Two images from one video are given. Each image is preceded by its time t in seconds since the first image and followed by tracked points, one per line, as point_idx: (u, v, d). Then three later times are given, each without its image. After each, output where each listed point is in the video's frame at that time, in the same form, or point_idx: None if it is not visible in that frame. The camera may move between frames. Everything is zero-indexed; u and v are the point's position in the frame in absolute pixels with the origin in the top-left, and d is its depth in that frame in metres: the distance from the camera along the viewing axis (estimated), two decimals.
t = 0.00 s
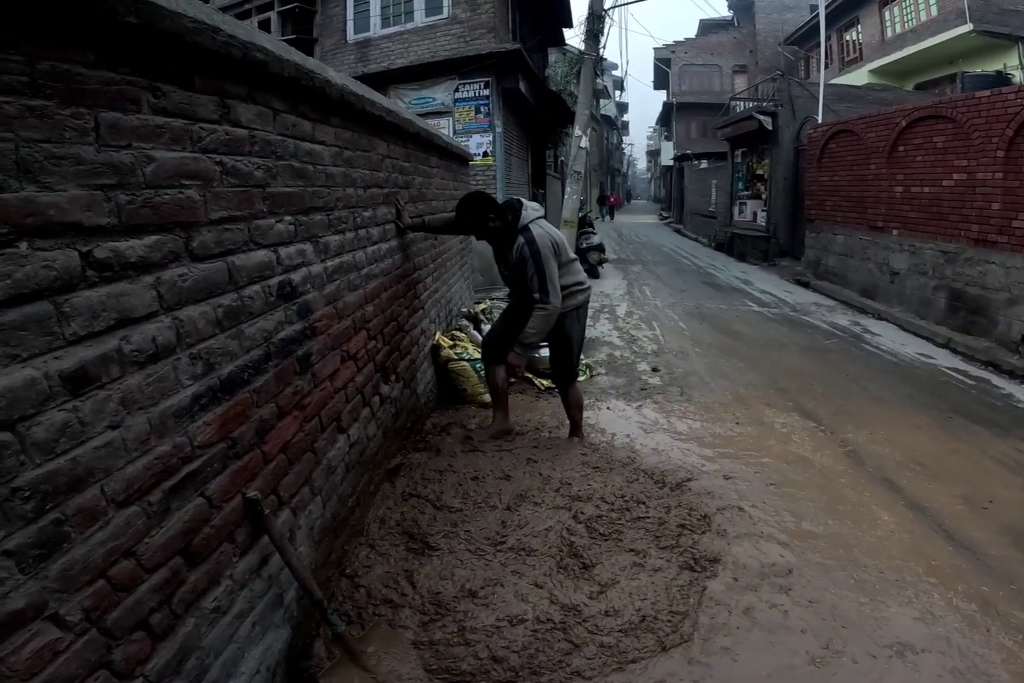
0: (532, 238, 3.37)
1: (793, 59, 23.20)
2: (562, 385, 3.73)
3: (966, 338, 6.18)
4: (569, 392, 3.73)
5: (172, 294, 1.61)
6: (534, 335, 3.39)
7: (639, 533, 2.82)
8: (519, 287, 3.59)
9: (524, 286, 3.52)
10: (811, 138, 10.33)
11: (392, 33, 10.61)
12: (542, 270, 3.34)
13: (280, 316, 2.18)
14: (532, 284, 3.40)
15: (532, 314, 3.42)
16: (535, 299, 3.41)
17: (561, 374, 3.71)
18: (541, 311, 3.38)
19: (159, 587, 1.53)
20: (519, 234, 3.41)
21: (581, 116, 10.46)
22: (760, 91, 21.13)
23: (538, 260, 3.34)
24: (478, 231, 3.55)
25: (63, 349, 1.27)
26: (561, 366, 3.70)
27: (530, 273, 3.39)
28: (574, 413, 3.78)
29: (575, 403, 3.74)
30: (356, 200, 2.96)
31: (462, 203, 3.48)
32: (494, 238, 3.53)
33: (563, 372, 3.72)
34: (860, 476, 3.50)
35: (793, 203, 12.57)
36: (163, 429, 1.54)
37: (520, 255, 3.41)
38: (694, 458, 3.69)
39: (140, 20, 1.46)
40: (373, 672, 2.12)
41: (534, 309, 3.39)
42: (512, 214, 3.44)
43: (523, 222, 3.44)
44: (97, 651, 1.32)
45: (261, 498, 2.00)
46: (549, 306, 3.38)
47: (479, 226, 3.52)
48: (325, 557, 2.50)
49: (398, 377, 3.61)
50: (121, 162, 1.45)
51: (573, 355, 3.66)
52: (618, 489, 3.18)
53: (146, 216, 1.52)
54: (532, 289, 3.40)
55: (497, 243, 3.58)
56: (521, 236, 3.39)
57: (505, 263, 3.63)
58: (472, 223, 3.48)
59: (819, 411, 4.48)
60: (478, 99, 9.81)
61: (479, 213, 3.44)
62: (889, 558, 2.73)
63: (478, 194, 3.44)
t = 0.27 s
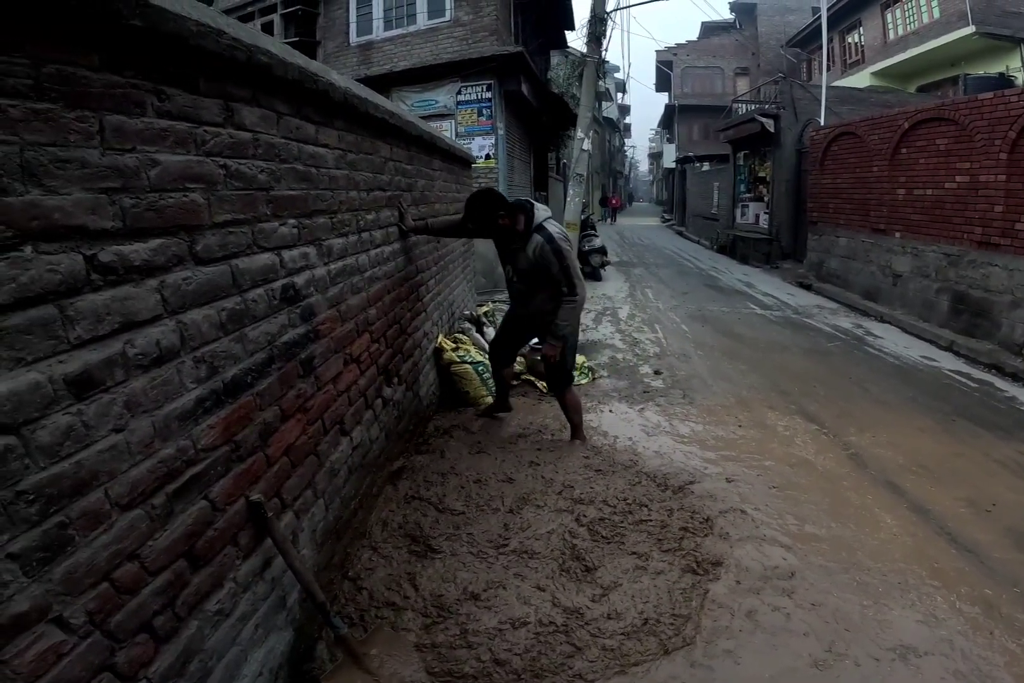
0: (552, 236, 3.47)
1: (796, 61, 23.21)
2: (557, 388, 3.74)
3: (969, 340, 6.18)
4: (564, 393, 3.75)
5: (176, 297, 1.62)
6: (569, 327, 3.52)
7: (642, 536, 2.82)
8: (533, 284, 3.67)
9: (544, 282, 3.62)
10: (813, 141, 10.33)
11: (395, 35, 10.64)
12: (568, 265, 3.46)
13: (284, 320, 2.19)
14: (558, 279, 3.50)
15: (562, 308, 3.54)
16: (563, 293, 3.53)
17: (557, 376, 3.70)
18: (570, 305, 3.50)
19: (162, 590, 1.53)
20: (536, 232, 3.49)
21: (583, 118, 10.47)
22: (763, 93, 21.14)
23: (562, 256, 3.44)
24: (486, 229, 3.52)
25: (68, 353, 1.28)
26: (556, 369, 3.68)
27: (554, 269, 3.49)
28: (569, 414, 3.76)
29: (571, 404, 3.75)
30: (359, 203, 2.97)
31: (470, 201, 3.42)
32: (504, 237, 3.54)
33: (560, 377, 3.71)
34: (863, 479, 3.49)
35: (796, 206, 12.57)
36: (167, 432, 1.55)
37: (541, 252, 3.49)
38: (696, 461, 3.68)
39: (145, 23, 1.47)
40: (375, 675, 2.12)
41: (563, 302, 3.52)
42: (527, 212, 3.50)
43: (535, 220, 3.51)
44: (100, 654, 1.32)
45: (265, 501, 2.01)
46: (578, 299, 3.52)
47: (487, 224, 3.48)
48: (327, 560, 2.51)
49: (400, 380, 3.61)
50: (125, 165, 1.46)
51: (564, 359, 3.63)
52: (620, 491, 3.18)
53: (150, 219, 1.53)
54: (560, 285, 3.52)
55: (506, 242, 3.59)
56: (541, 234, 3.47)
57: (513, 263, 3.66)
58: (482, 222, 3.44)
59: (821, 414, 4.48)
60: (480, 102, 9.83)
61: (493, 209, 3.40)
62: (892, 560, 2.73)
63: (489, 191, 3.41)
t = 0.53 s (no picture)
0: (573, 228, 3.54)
1: (798, 64, 23.23)
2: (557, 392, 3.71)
3: (973, 344, 6.17)
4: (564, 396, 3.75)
5: (183, 302, 1.63)
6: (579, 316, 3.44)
7: (645, 540, 2.82)
8: (545, 281, 3.61)
9: (557, 276, 3.58)
10: (816, 144, 10.33)
11: (398, 39, 10.68)
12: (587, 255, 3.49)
13: (289, 324, 2.20)
14: (575, 269, 3.48)
15: (574, 297, 3.47)
16: (578, 283, 3.50)
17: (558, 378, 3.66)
18: (585, 295, 3.46)
19: (168, 594, 1.54)
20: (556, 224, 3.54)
21: (586, 122, 10.49)
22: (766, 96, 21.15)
23: (583, 246, 3.48)
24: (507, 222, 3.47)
25: (76, 358, 1.29)
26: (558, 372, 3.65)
27: (572, 259, 3.49)
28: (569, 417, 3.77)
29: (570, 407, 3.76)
30: (363, 208, 2.98)
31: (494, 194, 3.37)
32: (526, 230, 3.52)
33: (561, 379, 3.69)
34: (866, 483, 3.49)
35: (799, 209, 12.56)
36: (173, 436, 1.56)
37: (561, 242, 3.50)
38: (699, 465, 3.68)
39: (152, 29, 1.49)
40: (379, 679, 2.13)
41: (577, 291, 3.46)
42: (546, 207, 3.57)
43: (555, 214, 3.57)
44: (107, 657, 1.34)
45: (269, 505, 2.02)
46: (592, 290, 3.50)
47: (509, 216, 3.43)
48: (331, 563, 2.52)
49: (404, 384, 3.62)
50: (132, 171, 1.47)
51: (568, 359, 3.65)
52: (624, 495, 3.18)
53: (157, 225, 1.54)
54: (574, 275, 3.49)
55: (526, 237, 3.57)
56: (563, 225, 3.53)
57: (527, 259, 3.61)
58: (507, 213, 3.39)
59: (825, 418, 4.47)
60: (483, 105, 9.86)
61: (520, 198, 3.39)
62: (895, 564, 2.72)
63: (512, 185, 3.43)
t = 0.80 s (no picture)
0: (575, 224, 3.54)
1: (800, 65, 23.23)
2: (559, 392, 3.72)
3: (975, 345, 6.16)
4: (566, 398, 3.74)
5: (185, 304, 1.64)
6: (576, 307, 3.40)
7: (646, 541, 2.82)
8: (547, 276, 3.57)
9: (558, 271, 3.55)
10: (817, 145, 10.32)
11: (400, 41, 10.70)
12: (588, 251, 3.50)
13: (290, 325, 2.20)
14: (576, 265, 3.48)
15: (574, 290, 3.46)
16: (577, 279, 3.50)
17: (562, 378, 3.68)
18: (586, 289, 3.47)
19: (170, 594, 1.55)
20: (559, 220, 3.52)
21: (588, 123, 10.50)
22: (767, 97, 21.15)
23: (585, 243, 3.49)
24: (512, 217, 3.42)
25: (78, 359, 1.30)
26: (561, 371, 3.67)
27: (574, 254, 3.48)
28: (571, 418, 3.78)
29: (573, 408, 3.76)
30: (364, 209, 2.98)
31: (500, 189, 3.31)
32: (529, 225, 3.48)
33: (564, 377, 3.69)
34: (868, 484, 3.48)
35: (801, 210, 12.55)
36: (175, 437, 1.57)
37: (564, 238, 3.48)
38: (701, 466, 3.68)
39: (154, 30, 1.49)
40: (380, 679, 2.13)
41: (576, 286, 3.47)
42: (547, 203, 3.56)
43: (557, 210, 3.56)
44: (108, 657, 1.34)
45: (271, 505, 2.02)
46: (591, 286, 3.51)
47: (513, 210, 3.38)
48: (333, 564, 2.52)
49: (406, 385, 3.63)
50: (134, 173, 1.48)
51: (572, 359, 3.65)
52: (625, 496, 3.18)
53: (159, 226, 1.55)
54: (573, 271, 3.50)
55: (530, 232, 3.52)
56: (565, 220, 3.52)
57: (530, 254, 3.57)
58: (513, 208, 3.34)
59: (826, 419, 4.47)
60: (485, 106, 9.88)
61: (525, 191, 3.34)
62: (897, 565, 2.72)
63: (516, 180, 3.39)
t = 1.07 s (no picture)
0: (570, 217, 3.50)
1: (800, 65, 23.22)
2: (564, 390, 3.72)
3: (976, 345, 6.15)
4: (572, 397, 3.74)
5: (183, 303, 1.64)
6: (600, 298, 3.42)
7: (646, 541, 2.82)
8: (550, 273, 3.55)
9: (563, 265, 3.53)
10: (818, 145, 10.31)
11: (400, 41, 10.71)
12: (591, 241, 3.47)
13: (289, 325, 2.20)
14: (582, 256, 3.47)
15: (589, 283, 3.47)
16: (589, 270, 3.48)
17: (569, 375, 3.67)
18: (600, 278, 3.46)
19: (168, 593, 1.55)
20: (554, 214, 3.48)
21: (588, 123, 10.50)
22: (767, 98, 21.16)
23: (585, 233, 3.45)
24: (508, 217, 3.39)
25: (76, 358, 1.30)
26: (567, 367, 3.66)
27: (577, 247, 3.46)
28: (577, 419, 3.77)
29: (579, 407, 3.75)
30: (364, 209, 2.98)
31: (492, 191, 3.30)
32: (526, 223, 3.45)
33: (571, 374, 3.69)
34: (868, 483, 3.48)
35: (801, 210, 12.54)
36: (173, 436, 1.56)
37: (561, 231, 3.45)
38: (701, 466, 3.68)
39: (152, 30, 1.49)
40: (379, 679, 2.13)
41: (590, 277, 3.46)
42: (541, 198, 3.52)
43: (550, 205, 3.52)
44: (106, 656, 1.34)
45: (270, 504, 2.02)
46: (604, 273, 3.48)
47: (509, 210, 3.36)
48: (332, 563, 2.52)
49: (406, 385, 3.63)
50: (133, 172, 1.48)
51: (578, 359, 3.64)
52: (625, 496, 3.18)
53: (157, 226, 1.55)
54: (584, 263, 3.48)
55: (527, 230, 3.49)
56: (560, 215, 3.48)
57: (530, 253, 3.56)
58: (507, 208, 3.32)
59: (827, 419, 4.47)
60: (485, 107, 9.88)
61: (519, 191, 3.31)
62: (898, 565, 2.71)
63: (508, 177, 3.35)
